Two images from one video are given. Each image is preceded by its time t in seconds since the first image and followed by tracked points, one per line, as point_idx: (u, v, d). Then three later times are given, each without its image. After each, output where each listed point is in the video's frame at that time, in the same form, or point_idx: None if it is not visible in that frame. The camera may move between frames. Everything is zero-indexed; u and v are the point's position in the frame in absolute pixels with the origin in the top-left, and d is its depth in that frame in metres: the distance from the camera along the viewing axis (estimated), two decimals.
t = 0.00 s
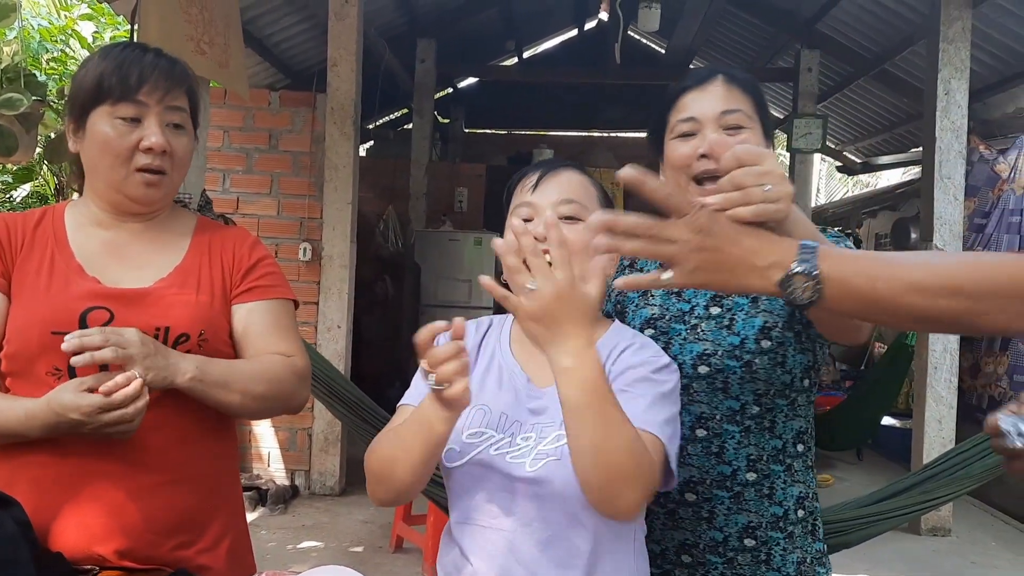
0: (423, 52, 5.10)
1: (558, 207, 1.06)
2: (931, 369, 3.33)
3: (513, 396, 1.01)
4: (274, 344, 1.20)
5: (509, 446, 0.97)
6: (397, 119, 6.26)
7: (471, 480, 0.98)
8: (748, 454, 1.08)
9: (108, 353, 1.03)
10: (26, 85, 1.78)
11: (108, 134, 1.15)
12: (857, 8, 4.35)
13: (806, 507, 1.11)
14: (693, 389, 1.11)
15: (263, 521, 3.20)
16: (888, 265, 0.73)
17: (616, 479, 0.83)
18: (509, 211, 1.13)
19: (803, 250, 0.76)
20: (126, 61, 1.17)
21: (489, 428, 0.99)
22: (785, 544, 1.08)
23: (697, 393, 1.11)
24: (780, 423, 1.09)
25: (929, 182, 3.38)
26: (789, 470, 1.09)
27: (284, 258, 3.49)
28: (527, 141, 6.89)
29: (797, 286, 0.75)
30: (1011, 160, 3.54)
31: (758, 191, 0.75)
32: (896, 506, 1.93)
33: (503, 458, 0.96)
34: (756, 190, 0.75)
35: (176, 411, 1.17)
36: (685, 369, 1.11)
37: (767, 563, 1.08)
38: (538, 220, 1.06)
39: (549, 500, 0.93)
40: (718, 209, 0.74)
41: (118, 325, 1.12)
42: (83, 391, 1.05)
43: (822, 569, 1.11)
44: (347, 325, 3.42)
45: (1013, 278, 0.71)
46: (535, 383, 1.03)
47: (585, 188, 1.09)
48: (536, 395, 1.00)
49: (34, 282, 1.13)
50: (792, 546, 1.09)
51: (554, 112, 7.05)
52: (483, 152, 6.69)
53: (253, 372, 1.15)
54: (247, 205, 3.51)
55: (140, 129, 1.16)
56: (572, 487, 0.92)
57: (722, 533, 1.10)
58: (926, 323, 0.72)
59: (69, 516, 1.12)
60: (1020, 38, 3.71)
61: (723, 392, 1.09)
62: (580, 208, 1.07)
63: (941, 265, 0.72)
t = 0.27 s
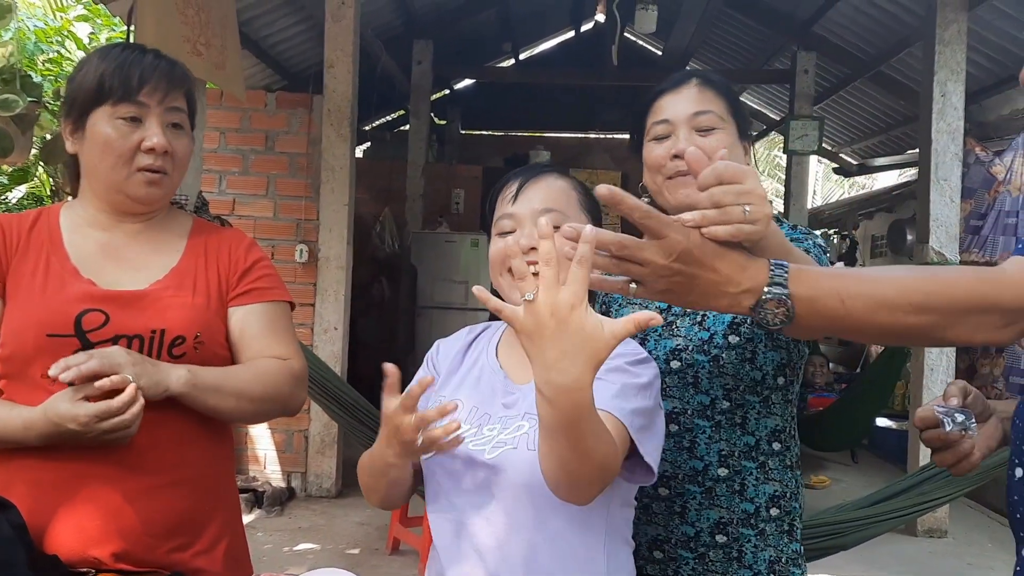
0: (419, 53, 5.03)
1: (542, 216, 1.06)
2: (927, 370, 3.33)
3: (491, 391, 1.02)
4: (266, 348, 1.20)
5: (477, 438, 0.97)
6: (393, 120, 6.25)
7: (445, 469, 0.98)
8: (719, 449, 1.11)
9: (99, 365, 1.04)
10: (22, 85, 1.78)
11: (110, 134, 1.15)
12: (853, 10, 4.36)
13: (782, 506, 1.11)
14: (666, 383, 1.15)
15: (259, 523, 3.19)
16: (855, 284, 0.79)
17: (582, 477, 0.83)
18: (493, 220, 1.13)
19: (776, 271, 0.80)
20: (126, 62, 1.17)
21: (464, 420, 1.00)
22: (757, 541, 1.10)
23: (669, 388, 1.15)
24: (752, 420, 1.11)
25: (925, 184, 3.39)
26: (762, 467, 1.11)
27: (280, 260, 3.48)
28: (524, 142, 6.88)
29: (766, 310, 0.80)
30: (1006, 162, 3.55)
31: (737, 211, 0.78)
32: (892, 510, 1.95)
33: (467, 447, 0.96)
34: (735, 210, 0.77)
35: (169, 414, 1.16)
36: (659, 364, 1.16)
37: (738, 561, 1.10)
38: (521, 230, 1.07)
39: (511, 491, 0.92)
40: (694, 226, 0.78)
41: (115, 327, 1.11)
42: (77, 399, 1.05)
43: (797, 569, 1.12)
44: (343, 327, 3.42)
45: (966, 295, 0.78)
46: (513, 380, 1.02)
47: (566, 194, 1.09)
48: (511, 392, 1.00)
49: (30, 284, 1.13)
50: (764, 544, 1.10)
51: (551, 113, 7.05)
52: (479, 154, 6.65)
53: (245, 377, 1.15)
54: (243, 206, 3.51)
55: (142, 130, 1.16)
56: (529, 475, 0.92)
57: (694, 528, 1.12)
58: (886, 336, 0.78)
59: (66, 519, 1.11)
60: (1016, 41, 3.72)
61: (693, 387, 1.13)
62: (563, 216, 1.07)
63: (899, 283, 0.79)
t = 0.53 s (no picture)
0: (419, 55, 5.06)
1: (531, 227, 1.13)
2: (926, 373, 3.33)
3: (479, 393, 1.11)
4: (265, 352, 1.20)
5: (463, 432, 1.05)
6: (392, 122, 6.26)
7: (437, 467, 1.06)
8: (711, 449, 1.13)
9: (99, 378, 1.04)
10: (22, 88, 1.78)
11: (112, 137, 1.15)
12: (851, 13, 4.37)
13: (772, 507, 1.13)
14: (661, 380, 1.17)
15: (258, 525, 3.19)
16: (891, 283, 0.79)
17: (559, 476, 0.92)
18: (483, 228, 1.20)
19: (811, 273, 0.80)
20: (130, 65, 1.17)
21: (455, 417, 1.08)
22: (745, 541, 1.12)
23: (664, 385, 1.17)
24: (745, 420, 1.13)
25: (924, 186, 3.39)
26: (753, 468, 1.13)
27: (280, 261, 3.48)
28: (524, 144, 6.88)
29: (808, 304, 0.78)
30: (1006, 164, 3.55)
31: (761, 213, 0.80)
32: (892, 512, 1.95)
33: (455, 442, 1.04)
34: (760, 211, 0.80)
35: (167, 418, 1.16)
36: (654, 361, 1.18)
37: (726, 558, 1.12)
38: (510, 242, 1.14)
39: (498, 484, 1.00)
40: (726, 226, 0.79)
41: (114, 331, 1.12)
42: (74, 406, 1.05)
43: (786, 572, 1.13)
44: (343, 329, 3.42)
45: (1010, 294, 0.78)
46: (501, 379, 1.12)
47: (552, 205, 1.16)
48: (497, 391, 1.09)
49: (30, 287, 1.13)
50: (752, 543, 1.12)
51: (551, 115, 7.05)
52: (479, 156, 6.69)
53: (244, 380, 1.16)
54: (243, 208, 3.50)
55: (145, 132, 1.16)
56: (509, 468, 1.00)
57: (684, 526, 1.14)
58: (930, 339, 0.77)
59: (67, 522, 1.11)
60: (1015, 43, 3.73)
61: (688, 385, 1.15)
62: (550, 227, 1.14)
63: (941, 283, 0.78)
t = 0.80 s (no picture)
0: (420, 57, 5.08)
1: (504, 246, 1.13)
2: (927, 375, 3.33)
3: (468, 399, 1.12)
4: (264, 355, 1.21)
5: (456, 442, 1.07)
6: (393, 124, 6.26)
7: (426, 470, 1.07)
8: (704, 445, 1.17)
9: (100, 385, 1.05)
10: (24, 90, 1.78)
11: (120, 138, 1.15)
12: (852, 15, 4.37)
13: (762, 507, 1.16)
14: (656, 379, 1.19)
15: (259, 527, 3.19)
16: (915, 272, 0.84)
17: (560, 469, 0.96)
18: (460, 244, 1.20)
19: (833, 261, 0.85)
20: (136, 66, 1.17)
21: (442, 425, 1.10)
22: (736, 539, 1.16)
23: (659, 384, 1.19)
24: (738, 418, 1.17)
25: (925, 188, 3.39)
26: (745, 467, 1.16)
27: (281, 263, 3.48)
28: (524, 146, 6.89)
29: (834, 287, 0.83)
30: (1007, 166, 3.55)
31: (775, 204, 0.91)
32: (894, 513, 1.93)
33: (449, 452, 1.05)
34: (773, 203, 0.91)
35: (166, 422, 1.16)
36: (649, 360, 1.20)
37: (716, 556, 1.17)
38: (485, 261, 1.14)
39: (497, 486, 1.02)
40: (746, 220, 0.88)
41: (115, 334, 1.12)
42: (74, 413, 1.05)
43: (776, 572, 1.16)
44: (344, 330, 3.42)
45: None
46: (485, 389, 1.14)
47: (524, 222, 1.16)
48: (484, 397, 1.11)
49: (30, 290, 1.13)
50: (743, 542, 1.16)
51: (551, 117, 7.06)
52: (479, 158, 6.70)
53: (245, 383, 1.16)
54: (244, 210, 3.51)
55: (153, 133, 1.17)
56: (505, 473, 1.02)
57: (675, 522, 1.19)
58: (958, 324, 0.82)
59: (68, 525, 1.11)
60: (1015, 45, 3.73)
61: (683, 383, 1.18)
62: (523, 244, 1.14)
63: (962, 271, 0.83)
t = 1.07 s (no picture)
0: (420, 59, 5.08)
1: (504, 260, 1.15)
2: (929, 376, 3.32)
3: (474, 402, 1.12)
4: (265, 358, 1.21)
5: (469, 446, 1.07)
6: (394, 125, 6.27)
7: (440, 474, 1.06)
8: (672, 442, 1.21)
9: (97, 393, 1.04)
10: (25, 92, 1.78)
11: (127, 139, 1.15)
12: (853, 17, 4.37)
13: (729, 506, 1.20)
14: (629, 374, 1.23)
15: (260, 529, 3.19)
16: (918, 264, 0.85)
17: (578, 480, 0.99)
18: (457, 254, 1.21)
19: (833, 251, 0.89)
20: (144, 67, 1.17)
21: (454, 427, 1.09)
22: (701, 536, 1.20)
23: (632, 379, 1.23)
24: (705, 418, 1.20)
25: (926, 190, 3.39)
26: (713, 466, 1.20)
27: (281, 265, 3.48)
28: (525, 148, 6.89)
29: (837, 271, 0.86)
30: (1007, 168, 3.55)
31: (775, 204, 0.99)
32: (894, 515, 1.91)
33: (464, 456, 1.06)
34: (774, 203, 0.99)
35: (166, 426, 1.16)
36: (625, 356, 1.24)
37: (681, 552, 1.21)
38: (483, 273, 1.15)
39: (510, 489, 1.03)
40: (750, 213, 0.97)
41: (115, 336, 1.12)
42: (70, 420, 1.05)
43: (740, 572, 1.20)
44: (344, 332, 3.42)
45: None
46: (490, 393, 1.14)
47: (522, 236, 1.17)
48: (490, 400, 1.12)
49: (30, 292, 1.13)
50: (708, 540, 1.20)
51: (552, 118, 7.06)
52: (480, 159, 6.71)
53: (256, 388, 1.17)
54: (245, 212, 3.51)
55: (160, 134, 1.17)
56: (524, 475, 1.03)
57: (642, 516, 1.22)
58: (965, 310, 0.82)
59: (68, 526, 1.11)
60: (1016, 47, 3.73)
61: (655, 379, 1.21)
62: (521, 258, 1.15)
63: (965, 261, 0.84)
